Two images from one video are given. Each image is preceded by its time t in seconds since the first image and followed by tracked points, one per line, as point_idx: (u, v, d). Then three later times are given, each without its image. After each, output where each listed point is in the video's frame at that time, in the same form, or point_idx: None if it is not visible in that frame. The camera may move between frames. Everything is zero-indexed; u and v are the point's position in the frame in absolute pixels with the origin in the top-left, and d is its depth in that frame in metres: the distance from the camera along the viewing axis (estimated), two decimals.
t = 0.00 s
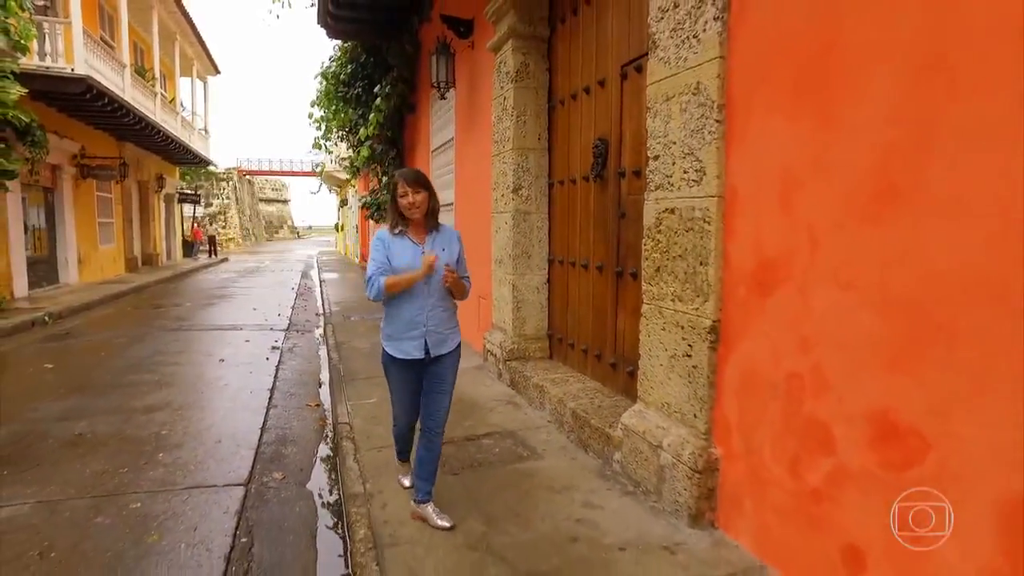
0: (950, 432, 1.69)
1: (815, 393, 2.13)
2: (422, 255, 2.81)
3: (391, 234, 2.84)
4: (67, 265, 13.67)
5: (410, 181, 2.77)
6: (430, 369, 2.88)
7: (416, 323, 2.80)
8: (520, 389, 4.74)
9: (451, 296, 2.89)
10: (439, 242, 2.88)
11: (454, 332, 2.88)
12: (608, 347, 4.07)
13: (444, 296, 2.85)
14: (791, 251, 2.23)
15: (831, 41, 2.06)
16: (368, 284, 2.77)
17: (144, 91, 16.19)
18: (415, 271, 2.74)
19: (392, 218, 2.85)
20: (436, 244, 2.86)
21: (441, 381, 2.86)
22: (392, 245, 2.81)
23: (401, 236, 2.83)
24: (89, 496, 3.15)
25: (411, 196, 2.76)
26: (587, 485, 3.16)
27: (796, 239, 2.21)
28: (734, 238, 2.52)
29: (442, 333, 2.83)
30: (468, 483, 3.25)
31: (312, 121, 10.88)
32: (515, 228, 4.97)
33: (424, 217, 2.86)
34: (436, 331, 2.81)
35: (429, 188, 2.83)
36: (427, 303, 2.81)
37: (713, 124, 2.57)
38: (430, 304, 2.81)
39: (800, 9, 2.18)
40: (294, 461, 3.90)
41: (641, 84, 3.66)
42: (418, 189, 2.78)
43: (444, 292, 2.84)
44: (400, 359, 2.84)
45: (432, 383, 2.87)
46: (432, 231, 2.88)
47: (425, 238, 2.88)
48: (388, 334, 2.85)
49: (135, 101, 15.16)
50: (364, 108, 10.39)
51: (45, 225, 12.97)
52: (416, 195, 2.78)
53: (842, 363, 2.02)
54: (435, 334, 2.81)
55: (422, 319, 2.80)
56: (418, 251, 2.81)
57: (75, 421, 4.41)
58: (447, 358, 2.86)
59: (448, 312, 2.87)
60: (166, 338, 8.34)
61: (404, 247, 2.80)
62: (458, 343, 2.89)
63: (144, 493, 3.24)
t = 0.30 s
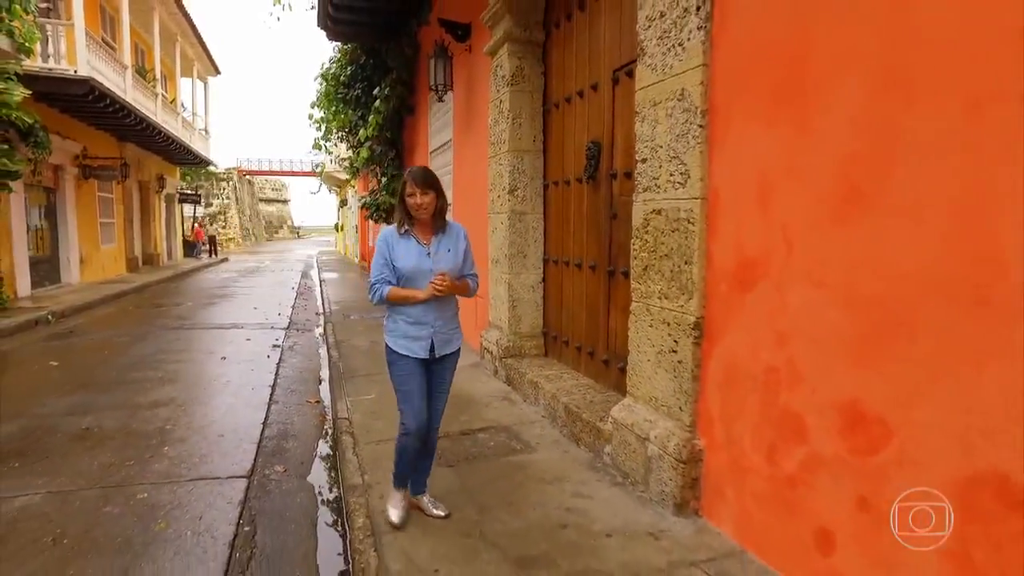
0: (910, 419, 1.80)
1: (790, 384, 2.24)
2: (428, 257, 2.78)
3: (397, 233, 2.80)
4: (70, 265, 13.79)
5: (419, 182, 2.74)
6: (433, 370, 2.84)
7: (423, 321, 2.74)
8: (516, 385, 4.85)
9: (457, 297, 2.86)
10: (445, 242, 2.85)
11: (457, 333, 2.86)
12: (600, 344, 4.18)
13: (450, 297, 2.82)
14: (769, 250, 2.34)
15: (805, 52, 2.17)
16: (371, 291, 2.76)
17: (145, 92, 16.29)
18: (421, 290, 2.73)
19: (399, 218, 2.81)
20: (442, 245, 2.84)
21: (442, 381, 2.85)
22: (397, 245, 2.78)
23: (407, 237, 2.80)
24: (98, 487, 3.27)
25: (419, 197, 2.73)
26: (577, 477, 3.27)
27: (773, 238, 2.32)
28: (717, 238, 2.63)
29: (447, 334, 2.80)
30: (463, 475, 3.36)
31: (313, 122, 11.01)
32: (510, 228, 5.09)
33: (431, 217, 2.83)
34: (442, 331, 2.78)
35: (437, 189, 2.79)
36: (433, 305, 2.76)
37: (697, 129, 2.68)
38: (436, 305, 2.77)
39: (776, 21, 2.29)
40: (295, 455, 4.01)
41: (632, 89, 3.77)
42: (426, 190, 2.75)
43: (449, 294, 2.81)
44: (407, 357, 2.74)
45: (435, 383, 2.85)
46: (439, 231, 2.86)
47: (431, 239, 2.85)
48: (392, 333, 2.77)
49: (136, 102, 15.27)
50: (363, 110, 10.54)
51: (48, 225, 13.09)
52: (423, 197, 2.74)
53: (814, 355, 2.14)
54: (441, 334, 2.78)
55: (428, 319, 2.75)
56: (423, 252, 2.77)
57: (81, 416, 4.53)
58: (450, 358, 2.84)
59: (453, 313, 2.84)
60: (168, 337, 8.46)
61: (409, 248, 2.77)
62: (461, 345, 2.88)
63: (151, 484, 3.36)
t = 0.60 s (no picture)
0: (871, 410, 1.92)
1: (764, 379, 2.36)
2: (427, 262, 2.81)
3: (397, 238, 2.83)
4: (71, 265, 13.90)
5: (418, 189, 2.76)
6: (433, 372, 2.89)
7: (424, 326, 2.78)
8: (510, 382, 4.96)
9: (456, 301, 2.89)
10: (444, 247, 2.88)
11: (456, 337, 2.89)
12: (592, 342, 4.29)
13: (449, 301, 2.85)
14: (745, 251, 2.46)
15: (778, 63, 2.28)
16: (371, 297, 2.79)
17: (145, 93, 16.40)
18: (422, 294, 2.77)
19: (398, 223, 2.83)
20: (441, 250, 2.87)
21: (441, 383, 2.90)
22: (397, 250, 2.81)
23: (407, 242, 2.82)
24: (105, 479, 3.39)
25: (419, 204, 2.76)
26: (567, 469, 3.38)
27: (749, 240, 2.44)
28: (698, 239, 2.74)
29: (447, 338, 2.83)
30: (457, 468, 3.48)
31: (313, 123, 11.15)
32: (505, 229, 5.21)
33: (430, 223, 2.86)
34: (442, 335, 2.81)
35: (437, 196, 2.82)
36: (432, 310, 2.80)
37: (680, 135, 2.80)
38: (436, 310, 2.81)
39: (752, 33, 2.41)
40: (295, 449, 4.13)
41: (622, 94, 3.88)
42: (426, 197, 2.78)
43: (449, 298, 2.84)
44: (409, 362, 2.77)
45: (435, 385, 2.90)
46: (437, 236, 2.89)
47: (430, 243, 2.88)
48: (393, 338, 2.79)
49: (138, 103, 15.39)
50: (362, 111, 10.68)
51: (50, 225, 13.20)
52: (423, 204, 2.77)
53: (786, 350, 2.25)
54: (441, 338, 2.81)
55: (429, 324, 2.78)
56: (422, 257, 2.80)
57: (86, 413, 4.66)
58: (449, 361, 2.88)
59: (453, 317, 2.88)
60: (169, 336, 8.57)
61: (409, 253, 2.80)
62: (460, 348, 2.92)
63: (156, 476, 3.48)
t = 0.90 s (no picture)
0: (837, 401, 2.04)
1: (742, 373, 2.48)
2: (423, 263, 2.84)
3: (392, 241, 2.86)
4: (73, 264, 14.03)
5: (412, 191, 2.79)
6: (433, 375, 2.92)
7: (423, 329, 2.81)
8: (505, 380, 5.09)
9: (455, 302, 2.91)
10: (440, 249, 2.91)
11: (455, 339, 2.92)
12: (584, 340, 4.40)
13: (448, 303, 2.88)
14: (724, 251, 2.58)
15: (755, 72, 2.40)
16: (369, 302, 2.81)
17: (146, 94, 16.52)
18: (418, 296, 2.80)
19: (393, 225, 2.87)
20: (437, 251, 2.89)
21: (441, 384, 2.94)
22: (392, 253, 2.84)
23: (401, 245, 2.86)
24: (112, 472, 3.51)
25: (413, 206, 2.78)
26: (557, 462, 3.50)
27: (728, 241, 2.55)
28: (681, 240, 2.86)
29: (445, 341, 2.86)
30: (451, 461, 3.60)
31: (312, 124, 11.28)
32: (500, 230, 5.33)
33: (425, 224, 2.89)
34: (441, 338, 2.84)
35: (430, 197, 2.84)
36: (430, 312, 2.82)
37: (664, 140, 2.91)
38: (434, 312, 2.83)
39: (730, 44, 2.53)
40: (295, 444, 4.25)
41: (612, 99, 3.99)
42: (419, 199, 2.80)
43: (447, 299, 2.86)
44: (408, 366, 2.80)
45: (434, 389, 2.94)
46: (433, 237, 2.91)
47: (425, 245, 2.91)
48: (392, 342, 2.83)
49: (139, 104, 15.52)
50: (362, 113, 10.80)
51: (52, 226, 13.31)
52: (416, 206, 2.80)
53: (762, 346, 2.37)
54: (439, 341, 2.84)
55: (426, 327, 2.81)
56: (417, 259, 2.83)
57: (92, 409, 4.78)
58: (449, 363, 2.91)
59: (451, 318, 2.90)
60: (170, 335, 8.69)
61: (403, 256, 2.83)
62: (459, 350, 2.94)
63: (161, 469, 3.60)
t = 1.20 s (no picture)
0: (810, 390, 2.16)
1: (723, 366, 2.60)
2: (417, 260, 2.92)
3: (387, 238, 2.96)
4: (75, 264, 14.16)
5: (408, 187, 2.88)
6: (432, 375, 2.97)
7: (415, 326, 2.88)
8: (501, 376, 5.21)
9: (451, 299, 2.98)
10: (434, 245, 2.98)
11: (451, 338, 2.97)
12: (577, 337, 4.52)
13: (443, 300, 2.94)
14: (706, 250, 2.69)
15: (734, 79, 2.51)
16: (361, 296, 2.92)
17: (147, 95, 16.64)
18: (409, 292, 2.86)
19: (389, 222, 2.97)
20: (431, 248, 2.97)
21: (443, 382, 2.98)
22: (386, 249, 2.94)
23: (397, 241, 2.95)
24: (120, 464, 3.64)
25: (408, 202, 2.87)
26: (550, 454, 3.62)
27: (710, 240, 2.67)
28: (667, 239, 2.97)
29: (439, 339, 2.91)
30: (447, 453, 3.72)
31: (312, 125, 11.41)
32: (496, 230, 5.45)
33: (420, 221, 2.97)
34: (434, 336, 2.89)
35: (426, 194, 2.94)
36: (423, 309, 2.89)
37: (650, 143, 3.03)
38: (427, 307, 2.89)
39: (711, 51, 2.64)
40: (296, 438, 4.37)
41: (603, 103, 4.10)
42: (415, 196, 2.89)
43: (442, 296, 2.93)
44: (401, 364, 2.89)
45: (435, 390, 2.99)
46: (428, 234, 3.00)
47: (420, 242, 2.99)
48: (387, 339, 2.93)
49: (140, 105, 15.64)
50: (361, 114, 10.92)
51: (54, 226, 13.43)
52: (411, 201, 2.89)
53: (740, 340, 2.49)
54: (433, 339, 2.90)
55: (418, 325, 2.88)
56: (411, 256, 2.91)
57: (98, 405, 4.91)
58: (445, 362, 2.96)
59: (445, 316, 2.95)
60: (173, 333, 8.82)
61: (398, 252, 2.91)
62: (455, 349, 2.99)
63: (167, 462, 3.72)
